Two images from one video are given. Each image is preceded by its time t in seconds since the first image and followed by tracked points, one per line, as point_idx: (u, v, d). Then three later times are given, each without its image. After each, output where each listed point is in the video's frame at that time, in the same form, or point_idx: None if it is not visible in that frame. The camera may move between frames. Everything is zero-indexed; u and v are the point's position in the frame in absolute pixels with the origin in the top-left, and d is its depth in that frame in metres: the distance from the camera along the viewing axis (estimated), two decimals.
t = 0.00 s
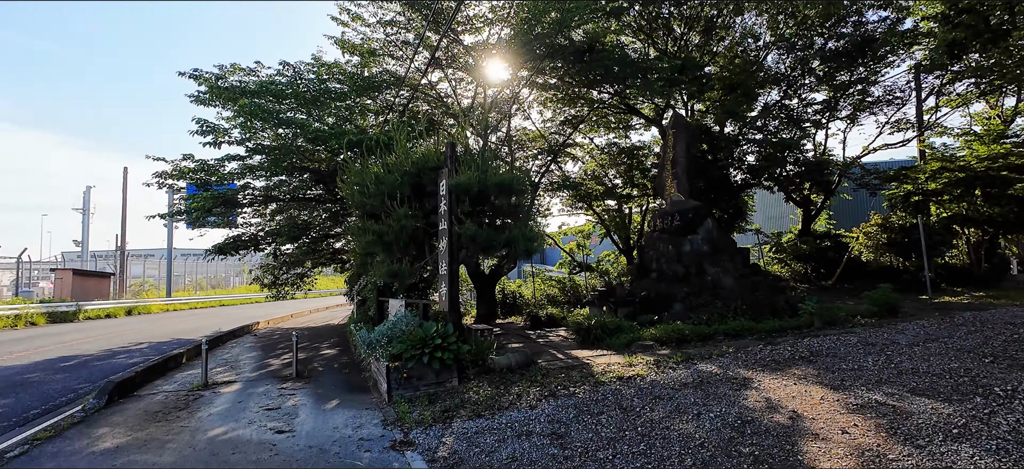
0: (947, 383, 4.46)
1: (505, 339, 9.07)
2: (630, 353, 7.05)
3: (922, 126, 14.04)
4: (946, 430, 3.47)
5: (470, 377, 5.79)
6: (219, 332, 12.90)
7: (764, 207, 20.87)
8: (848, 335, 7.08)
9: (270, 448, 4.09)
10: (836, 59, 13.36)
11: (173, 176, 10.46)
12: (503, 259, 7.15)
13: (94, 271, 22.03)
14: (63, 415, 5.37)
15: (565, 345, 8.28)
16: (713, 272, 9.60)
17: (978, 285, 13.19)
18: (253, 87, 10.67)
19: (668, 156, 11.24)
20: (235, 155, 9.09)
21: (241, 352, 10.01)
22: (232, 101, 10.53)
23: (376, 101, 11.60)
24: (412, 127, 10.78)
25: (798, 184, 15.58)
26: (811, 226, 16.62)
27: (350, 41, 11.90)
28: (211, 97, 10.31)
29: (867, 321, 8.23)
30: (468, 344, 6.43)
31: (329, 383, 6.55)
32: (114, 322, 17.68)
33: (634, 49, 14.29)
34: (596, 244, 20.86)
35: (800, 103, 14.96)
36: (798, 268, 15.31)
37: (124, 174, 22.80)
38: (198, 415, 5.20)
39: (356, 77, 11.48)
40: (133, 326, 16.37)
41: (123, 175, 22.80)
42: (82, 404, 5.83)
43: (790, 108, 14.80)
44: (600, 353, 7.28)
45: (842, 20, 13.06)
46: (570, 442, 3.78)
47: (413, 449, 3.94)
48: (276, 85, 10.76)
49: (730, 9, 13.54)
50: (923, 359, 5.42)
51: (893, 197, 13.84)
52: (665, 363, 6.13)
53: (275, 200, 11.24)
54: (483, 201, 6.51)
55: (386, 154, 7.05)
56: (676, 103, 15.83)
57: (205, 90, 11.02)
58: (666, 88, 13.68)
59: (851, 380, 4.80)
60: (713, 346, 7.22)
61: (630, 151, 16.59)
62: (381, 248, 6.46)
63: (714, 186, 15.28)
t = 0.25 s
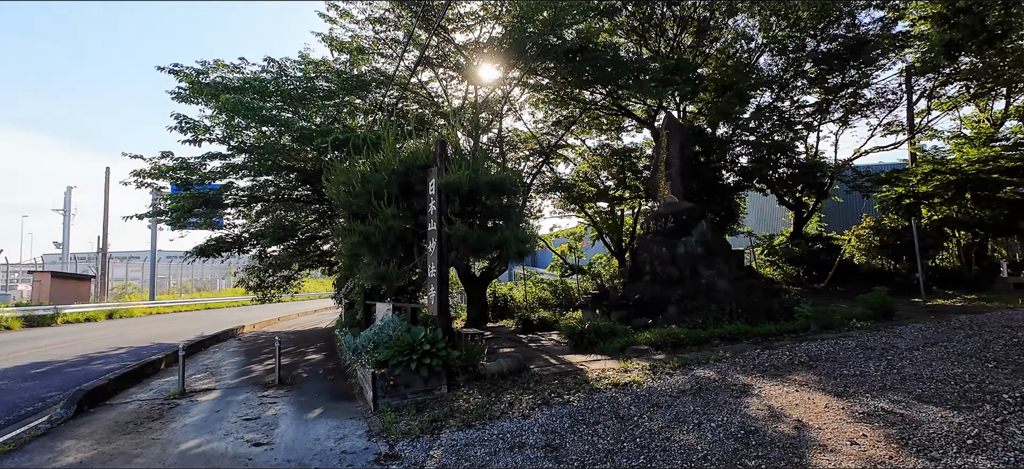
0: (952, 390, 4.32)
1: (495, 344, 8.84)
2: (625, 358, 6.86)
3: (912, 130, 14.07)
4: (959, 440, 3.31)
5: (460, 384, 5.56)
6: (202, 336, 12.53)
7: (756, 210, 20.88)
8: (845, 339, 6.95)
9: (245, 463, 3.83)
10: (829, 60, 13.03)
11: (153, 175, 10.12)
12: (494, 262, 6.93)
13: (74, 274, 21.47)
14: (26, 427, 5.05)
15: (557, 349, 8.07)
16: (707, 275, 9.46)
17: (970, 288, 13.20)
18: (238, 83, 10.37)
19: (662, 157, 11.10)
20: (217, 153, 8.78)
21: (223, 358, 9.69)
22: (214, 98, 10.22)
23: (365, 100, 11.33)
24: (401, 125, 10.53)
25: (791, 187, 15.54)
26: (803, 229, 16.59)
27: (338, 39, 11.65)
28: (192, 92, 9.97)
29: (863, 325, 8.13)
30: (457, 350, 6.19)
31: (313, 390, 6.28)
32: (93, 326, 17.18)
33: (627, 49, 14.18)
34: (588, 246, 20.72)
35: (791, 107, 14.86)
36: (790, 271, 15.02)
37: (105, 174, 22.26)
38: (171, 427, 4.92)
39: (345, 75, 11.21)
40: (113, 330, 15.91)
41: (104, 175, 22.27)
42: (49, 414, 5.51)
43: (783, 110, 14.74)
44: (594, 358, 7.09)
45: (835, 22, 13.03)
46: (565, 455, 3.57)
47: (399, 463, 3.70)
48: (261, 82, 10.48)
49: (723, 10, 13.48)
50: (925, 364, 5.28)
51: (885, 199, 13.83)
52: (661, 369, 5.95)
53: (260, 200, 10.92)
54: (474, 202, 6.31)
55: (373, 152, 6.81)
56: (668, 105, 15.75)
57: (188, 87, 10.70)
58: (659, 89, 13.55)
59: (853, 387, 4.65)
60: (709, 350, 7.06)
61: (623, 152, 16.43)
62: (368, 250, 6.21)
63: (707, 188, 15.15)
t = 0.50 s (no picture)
0: (960, 396, 4.16)
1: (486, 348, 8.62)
2: (619, 363, 6.67)
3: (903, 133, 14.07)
4: (975, 452, 3.14)
5: (448, 391, 5.33)
6: (183, 341, 12.14)
7: (748, 213, 20.88)
8: (843, 342, 6.82)
9: None
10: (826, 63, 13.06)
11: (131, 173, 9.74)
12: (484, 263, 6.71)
13: (53, 276, 20.88)
14: None
15: (550, 354, 7.86)
16: (702, 277, 9.31)
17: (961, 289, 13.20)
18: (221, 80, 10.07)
19: (655, 158, 10.94)
20: (197, 150, 8.45)
21: (204, 363, 9.36)
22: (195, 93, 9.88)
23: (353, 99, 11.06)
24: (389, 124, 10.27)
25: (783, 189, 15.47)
26: (794, 231, 16.56)
27: (324, 36, 11.38)
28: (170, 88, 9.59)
29: (859, 328, 8.02)
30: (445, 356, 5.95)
31: (295, 398, 6.00)
32: (71, 330, 16.66)
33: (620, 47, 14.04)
34: (580, 248, 20.55)
35: (783, 109, 14.76)
36: (783, 273, 14.91)
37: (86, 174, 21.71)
38: (140, 439, 4.62)
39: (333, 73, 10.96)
40: (92, 335, 15.43)
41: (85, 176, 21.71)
42: (10, 426, 5.18)
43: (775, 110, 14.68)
44: (587, 362, 6.90)
45: (827, 23, 12.97)
46: None
47: None
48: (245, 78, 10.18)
49: (716, 10, 13.39)
50: (927, 368, 5.15)
51: (877, 202, 13.81)
52: (657, 374, 5.75)
53: (243, 200, 10.59)
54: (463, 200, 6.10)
55: (357, 150, 6.54)
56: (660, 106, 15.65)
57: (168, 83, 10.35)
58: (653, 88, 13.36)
59: (857, 392, 4.49)
60: (705, 354, 6.88)
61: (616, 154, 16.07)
62: (352, 251, 5.97)
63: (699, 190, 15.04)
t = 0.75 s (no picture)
0: (969, 405, 4.01)
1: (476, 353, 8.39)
2: (613, 369, 6.47)
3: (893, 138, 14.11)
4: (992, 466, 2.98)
5: (437, 401, 5.09)
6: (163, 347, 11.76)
7: (740, 215, 20.85)
8: (841, 348, 6.69)
9: None
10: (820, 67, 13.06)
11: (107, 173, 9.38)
12: (474, 267, 6.49)
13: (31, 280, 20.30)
14: None
15: (542, 360, 7.64)
16: (696, 281, 9.16)
17: (952, 292, 13.20)
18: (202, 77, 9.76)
19: (648, 160, 10.79)
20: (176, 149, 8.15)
21: (183, 371, 9.02)
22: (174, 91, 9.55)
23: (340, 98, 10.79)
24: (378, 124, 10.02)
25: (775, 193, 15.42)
26: (786, 234, 16.52)
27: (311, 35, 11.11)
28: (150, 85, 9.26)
29: (856, 332, 7.90)
30: (433, 364, 5.71)
31: (276, 408, 5.73)
32: (48, 336, 16.15)
33: (613, 48, 13.90)
34: (572, 251, 20.39)
35: (775, 111, 14.67)
36: (775, 276, 15.08)
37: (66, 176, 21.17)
38: (107, 454, 4.33)
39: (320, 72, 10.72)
40: (70, 341, 14.96)
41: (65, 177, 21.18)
42: None
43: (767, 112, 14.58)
44: (581, 369, 6.70)
45: (820, 25, 12.92)
46: None
47: None
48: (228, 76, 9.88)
49: (709, 12, 13.32)
50: (930, 375, 5.01)
51: (869, 205, 13.79)
52: (653, 381, 5.56)
53: (225, 201, 10.26)
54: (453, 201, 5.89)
55: (342, 149, 6.30)
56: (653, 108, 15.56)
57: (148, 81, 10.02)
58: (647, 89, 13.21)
59: (861, 401, 4.33)
60: (701, 360, 6.71)
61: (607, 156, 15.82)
62: (337, 254, 5.72)
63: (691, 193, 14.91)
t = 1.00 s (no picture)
0: (980, 414, 3.86)
1: (466, 361, 8.14)
2: (609, 377, 6.26)
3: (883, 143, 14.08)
4: None
5: (425, 412, 4.85)
6: (142, 355, 11.34)
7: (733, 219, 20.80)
8: (840, 353, 6.55)
9: None
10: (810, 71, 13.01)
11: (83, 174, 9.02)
12: (464, 271, 6.27)
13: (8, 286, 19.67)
14: None
15: (535, 367, 7.41)
16: (691, 285, 9.00)
17: (944, 296, 13.18)
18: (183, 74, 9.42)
19: (641, 162, 10.64)
20: (154, 148, 7.83)
21: (161, 380, 8.66)
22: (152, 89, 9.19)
23: (327, 99, 10.52)
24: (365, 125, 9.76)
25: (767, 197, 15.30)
26: (778, 238, 16.47)
27: (297, 34, 10.84)
28: (127, 82, 8.92)
29: (853, 337, 7.77)
30: (421, 372, 5.47)
31: (256, 420, 5.44)
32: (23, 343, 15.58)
33: (605, 49, 13.77)
34: (564, 256, 20.20)
35: (767, 114, 14.59)
36: (768, 280, 14.79)
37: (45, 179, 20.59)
38: None
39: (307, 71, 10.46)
40: (45, 349, 14.44)
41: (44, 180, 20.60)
42: None
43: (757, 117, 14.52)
44: (575, 377, 6.48)
45: (811, 28, 12.87)
46: None
47: None
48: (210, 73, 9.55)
49: (701, 14, 13.24)
50: (935, 381, 4.86)
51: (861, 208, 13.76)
52: (651, 390, 5.36)
53: (208, 204, 9.94)
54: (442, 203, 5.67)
55: (327, 148, 6.05)
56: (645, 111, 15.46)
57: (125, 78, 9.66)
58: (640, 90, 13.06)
59: (868, 410, 4.16)
60: (699, 367, 6.52)
61: (601, 160, 15.82)
62: (321, 257, 5.47)
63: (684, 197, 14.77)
